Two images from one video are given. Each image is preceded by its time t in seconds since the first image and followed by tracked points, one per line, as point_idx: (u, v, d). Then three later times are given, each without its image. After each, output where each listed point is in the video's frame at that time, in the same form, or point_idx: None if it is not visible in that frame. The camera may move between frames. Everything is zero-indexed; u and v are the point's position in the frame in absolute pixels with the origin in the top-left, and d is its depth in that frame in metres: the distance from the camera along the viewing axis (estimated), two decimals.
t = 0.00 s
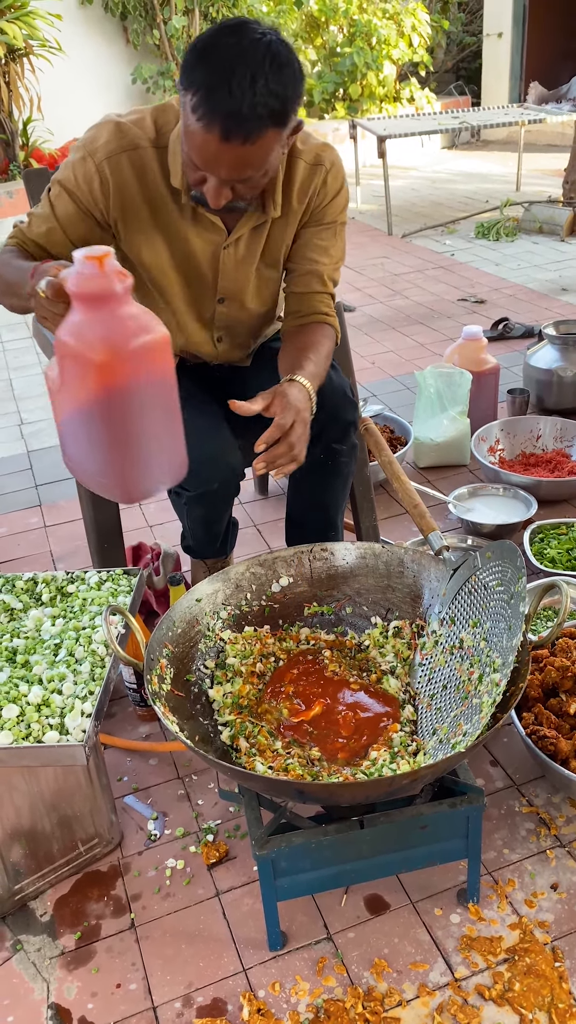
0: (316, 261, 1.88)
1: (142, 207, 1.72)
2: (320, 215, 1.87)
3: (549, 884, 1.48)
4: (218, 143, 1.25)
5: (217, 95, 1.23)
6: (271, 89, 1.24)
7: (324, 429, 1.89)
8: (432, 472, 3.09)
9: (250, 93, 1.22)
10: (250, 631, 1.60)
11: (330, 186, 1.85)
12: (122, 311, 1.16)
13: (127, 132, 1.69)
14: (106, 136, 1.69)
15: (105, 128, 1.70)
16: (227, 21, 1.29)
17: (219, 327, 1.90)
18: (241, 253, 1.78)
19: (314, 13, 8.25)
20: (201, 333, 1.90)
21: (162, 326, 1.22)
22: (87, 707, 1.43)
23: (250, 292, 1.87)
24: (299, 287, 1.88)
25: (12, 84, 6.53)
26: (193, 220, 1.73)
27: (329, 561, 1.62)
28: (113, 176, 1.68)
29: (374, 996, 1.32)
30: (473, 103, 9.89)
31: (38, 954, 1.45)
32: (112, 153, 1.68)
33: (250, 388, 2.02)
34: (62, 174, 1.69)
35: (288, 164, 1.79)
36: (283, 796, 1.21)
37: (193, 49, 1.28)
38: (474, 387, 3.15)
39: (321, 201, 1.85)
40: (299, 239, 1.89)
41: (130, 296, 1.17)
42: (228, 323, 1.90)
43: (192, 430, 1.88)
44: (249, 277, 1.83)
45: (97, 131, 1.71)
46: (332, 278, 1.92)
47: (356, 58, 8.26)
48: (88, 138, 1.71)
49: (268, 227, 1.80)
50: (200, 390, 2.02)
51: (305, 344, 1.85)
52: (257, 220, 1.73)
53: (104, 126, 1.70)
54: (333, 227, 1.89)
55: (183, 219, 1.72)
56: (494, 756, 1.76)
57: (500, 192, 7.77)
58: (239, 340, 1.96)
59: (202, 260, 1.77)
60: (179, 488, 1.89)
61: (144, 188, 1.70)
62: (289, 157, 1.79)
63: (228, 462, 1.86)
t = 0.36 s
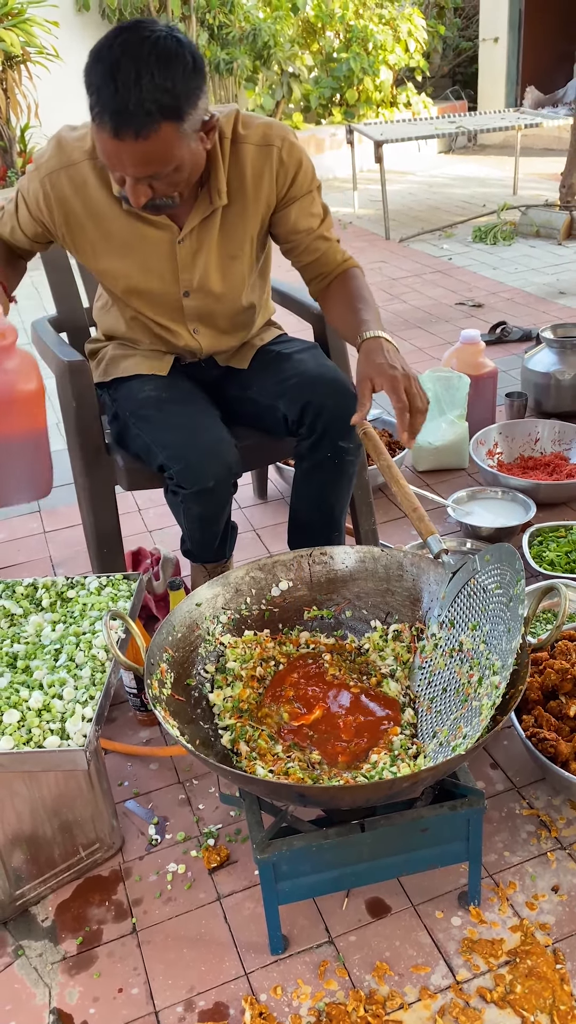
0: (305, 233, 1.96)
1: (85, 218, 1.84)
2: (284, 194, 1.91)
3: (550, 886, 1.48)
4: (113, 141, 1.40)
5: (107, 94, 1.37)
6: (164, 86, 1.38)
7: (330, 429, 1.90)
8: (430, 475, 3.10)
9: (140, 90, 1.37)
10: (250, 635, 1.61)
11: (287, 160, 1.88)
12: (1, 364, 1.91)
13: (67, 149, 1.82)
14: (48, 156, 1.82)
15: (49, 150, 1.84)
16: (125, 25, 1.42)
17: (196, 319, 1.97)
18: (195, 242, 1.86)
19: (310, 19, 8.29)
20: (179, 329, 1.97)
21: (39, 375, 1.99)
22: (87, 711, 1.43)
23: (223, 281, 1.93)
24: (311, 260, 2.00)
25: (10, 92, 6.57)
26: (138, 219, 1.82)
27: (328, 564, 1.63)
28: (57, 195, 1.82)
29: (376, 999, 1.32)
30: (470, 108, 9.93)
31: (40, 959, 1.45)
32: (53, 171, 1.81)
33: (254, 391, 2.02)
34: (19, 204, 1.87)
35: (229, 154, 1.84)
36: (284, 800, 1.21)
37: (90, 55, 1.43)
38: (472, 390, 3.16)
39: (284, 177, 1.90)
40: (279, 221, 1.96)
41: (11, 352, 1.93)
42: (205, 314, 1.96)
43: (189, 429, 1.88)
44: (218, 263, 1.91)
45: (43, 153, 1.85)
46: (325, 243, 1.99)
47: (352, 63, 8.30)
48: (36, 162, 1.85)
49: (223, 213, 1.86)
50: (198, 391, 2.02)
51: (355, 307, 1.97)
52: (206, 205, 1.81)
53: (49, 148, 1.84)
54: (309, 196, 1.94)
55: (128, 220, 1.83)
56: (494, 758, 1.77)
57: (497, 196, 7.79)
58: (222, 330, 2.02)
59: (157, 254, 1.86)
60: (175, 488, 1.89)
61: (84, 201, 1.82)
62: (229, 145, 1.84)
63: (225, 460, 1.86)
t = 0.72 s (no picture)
0: (276, 225, 1.97)
1: (52, 250, 1.93)
2: (245, 193, 1.93)
3: (550, 887, 1.48)
4: (79, 150, 1.49)
5: (59, 109, 1.46)
6: (106, 85, 1.50)
7: (323, 429, 1.90)
8: (429, 477, 3.10)
9: (87, 94, 1.47)
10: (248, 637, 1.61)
11: (241, 159, 1.90)
12: None
13: (26, 188, 1.89)
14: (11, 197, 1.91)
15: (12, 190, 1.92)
16: (47, 44, 1.50)
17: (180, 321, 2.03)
18: (161, 252, 1.90)
19: (307, 22, 8.31)
20: (165, 331, 2.03)
21: (21, 511, 1.71)
22: (87, 715, 1.43)
23: (199, 283, 1.96)
24: (289, 252, 2.03)
25: (9, 97, 6.60)
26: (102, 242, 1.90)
27: (326, 565, 1.63)
28: (24, 231, 1.92)
29: (377, 1001, 1.32)
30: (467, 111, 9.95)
31: (40, 963, 1.45)
32: (17, 212, 1.90)
33: (249, 393, 2.02)
34: None
35: (181, 162, 1.88)
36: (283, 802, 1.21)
37: (21, 88, 1.51)
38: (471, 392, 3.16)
39: (241, 176, 1.91)
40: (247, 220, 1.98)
41: None
42: (188, 316, 2.01)
43: (184, 431, 1.89)
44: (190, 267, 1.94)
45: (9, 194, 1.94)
46: (299, 233, 2.00)
47: (349, 66, 8.32)
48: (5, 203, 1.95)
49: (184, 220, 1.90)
50: (192, 392, 2.04)
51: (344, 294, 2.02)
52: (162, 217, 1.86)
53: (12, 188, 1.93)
54: (273, 190, 1.95)
55: (95, 245, 1.90)
56: (494, 759, 1.77)
57: (495, 198, 7.81)
58: (211, 329, 2.05)
59: (129, 269, 1.93)
60: (170, 488, 1.89)
61: (46, 234, 1.90)
62: (179, 152, 1.88)
63: (218, 461, 1.86)
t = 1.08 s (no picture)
0: (252, 227, 1.92)
1: (37, 265, 1.97)
2: (217, 197, 1.92)
3: (552, 891, 1.48)
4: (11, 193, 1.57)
5: None
6: (42, 124, 1.52)
7: (322, 435, 1.91)
8: (430, 480, 3.10)
9: (14, 140, 1.51)
10: (250, 641, 1.61)
11: (211, 163, 1.89)
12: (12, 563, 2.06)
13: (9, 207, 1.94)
14: None
15: None
16: None
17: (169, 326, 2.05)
18: (139, 260, 1.93)
19: (307, 26, 8.33)
20: (156, 337, 2.05)
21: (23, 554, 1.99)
22: (89, 720, 1.43)
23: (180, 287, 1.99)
24: (270, 256, 1.95)
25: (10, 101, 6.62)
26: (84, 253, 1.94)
27: (328, 569, 1.63)
28: (10, 249, 1.97)
29: (379, 1005, 1.32)
30: (467, 113, 9.96)
31: (43, 968, 1.45)
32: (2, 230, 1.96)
33: (249, 398, 2.03)
34: None
35: (150, 170, 1.89)
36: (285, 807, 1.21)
37: None
38: (471, 395, 3.16)
39: (211, 179, 1.90)
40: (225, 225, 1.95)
41: None
42: (175, 321, 2.04)
43: (183, 436, 1.89)
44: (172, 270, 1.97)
45: None
46: (278, 234, 1.93)
47: (349, 69, 8.34)
48: None
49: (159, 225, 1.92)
50: (192, 396, 2.05)
51: (337, 297, 1.97)
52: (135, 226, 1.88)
53: None
54: (248, 191, 1.92)
55: (77, 257, 1.94)
56: (496, 763, 1.77)
57: (495, 201, 7.81)
58: (200, 332, 2.07)
59: (112, 279, 1.96)
60: (169, 492, 1.90)
61: (30, 249, 1.95)
62: (149, 160, 1.89)
63: (218, 465, 1.87)
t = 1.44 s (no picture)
0: (255, 243, 1.98)
1: (48, 294, 2.04)
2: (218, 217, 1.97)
3: (556, 903, 1.51)
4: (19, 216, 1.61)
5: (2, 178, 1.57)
6: (50, 150, 1.58)
7: (329, 455, 1.94)
8: (435, 493, 3.14)
9: (27, 167, 1.56)
10: (259, 657, 1.65)
11: (210, 184, 1.95)
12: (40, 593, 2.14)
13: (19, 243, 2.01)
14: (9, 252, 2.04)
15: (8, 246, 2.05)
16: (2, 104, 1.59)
17: (178, 346, 2.10)
18: (146, 283, 1.99)
19: (312, 35, 8.40)
20: (166, 357, 2.10)
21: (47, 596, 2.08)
22: (104, 736, 1.47)
23: (186, 307, 2.04)
24: (275, 271, 2.02)
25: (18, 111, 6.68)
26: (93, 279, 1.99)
27: (334, 587, 1.67)
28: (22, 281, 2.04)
29: (387, 1015, 1.35)
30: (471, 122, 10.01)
31: (58, 977, 1.49)
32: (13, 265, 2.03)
33: (258, 416, 2.07)
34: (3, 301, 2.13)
35: (152, 195, 1.94)
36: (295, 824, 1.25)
37: None
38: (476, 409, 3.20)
39: (212, 201, 1.95)
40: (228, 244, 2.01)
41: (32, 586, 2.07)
42: (184, 341, 2.08)
43: (194, 454, 1.94)
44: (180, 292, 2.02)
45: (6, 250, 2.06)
46: (281, 249, 1.99)
47: (354, 78, 8.39)
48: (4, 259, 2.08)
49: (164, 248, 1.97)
50: (202, 414, 2.09)
51: (342, 305, 2.02)
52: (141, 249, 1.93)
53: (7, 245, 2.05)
54: (249, 209, 1.97)
55: (87, 283, 2.00)
56: (500, 776, 1.80)
57: (499, 209, 7.85)
58: (209, 350, 2.12)
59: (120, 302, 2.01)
60: (181, 508, 1.94)
61: (41, 278, 2.01)
62: (149, 185, 1.94)
63: (228, 482, 1.90)
